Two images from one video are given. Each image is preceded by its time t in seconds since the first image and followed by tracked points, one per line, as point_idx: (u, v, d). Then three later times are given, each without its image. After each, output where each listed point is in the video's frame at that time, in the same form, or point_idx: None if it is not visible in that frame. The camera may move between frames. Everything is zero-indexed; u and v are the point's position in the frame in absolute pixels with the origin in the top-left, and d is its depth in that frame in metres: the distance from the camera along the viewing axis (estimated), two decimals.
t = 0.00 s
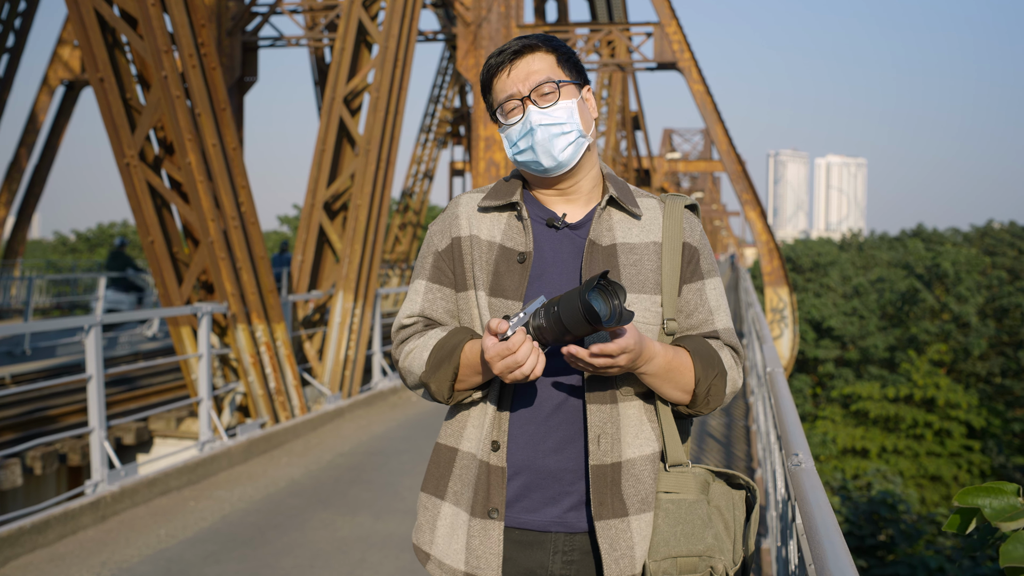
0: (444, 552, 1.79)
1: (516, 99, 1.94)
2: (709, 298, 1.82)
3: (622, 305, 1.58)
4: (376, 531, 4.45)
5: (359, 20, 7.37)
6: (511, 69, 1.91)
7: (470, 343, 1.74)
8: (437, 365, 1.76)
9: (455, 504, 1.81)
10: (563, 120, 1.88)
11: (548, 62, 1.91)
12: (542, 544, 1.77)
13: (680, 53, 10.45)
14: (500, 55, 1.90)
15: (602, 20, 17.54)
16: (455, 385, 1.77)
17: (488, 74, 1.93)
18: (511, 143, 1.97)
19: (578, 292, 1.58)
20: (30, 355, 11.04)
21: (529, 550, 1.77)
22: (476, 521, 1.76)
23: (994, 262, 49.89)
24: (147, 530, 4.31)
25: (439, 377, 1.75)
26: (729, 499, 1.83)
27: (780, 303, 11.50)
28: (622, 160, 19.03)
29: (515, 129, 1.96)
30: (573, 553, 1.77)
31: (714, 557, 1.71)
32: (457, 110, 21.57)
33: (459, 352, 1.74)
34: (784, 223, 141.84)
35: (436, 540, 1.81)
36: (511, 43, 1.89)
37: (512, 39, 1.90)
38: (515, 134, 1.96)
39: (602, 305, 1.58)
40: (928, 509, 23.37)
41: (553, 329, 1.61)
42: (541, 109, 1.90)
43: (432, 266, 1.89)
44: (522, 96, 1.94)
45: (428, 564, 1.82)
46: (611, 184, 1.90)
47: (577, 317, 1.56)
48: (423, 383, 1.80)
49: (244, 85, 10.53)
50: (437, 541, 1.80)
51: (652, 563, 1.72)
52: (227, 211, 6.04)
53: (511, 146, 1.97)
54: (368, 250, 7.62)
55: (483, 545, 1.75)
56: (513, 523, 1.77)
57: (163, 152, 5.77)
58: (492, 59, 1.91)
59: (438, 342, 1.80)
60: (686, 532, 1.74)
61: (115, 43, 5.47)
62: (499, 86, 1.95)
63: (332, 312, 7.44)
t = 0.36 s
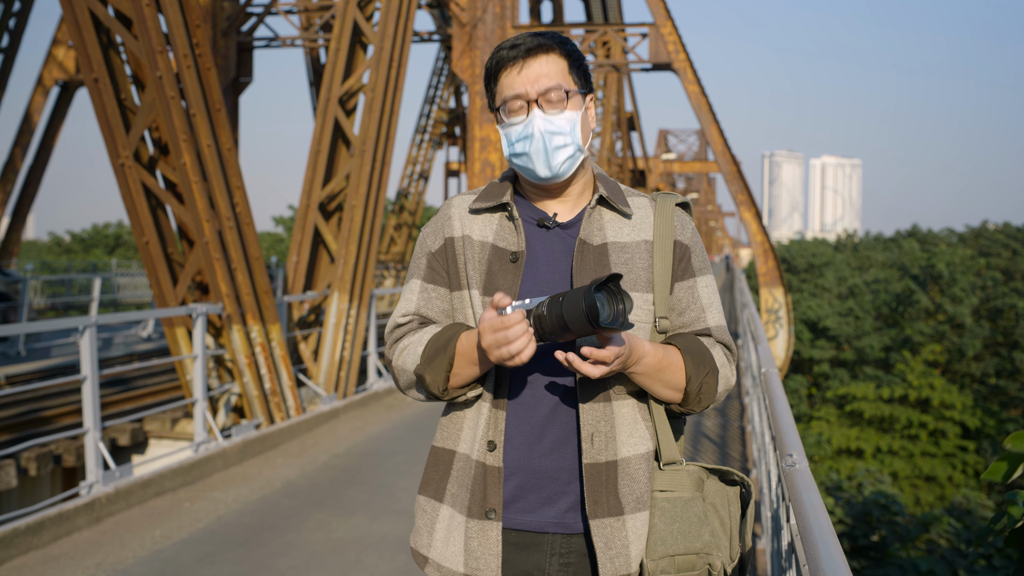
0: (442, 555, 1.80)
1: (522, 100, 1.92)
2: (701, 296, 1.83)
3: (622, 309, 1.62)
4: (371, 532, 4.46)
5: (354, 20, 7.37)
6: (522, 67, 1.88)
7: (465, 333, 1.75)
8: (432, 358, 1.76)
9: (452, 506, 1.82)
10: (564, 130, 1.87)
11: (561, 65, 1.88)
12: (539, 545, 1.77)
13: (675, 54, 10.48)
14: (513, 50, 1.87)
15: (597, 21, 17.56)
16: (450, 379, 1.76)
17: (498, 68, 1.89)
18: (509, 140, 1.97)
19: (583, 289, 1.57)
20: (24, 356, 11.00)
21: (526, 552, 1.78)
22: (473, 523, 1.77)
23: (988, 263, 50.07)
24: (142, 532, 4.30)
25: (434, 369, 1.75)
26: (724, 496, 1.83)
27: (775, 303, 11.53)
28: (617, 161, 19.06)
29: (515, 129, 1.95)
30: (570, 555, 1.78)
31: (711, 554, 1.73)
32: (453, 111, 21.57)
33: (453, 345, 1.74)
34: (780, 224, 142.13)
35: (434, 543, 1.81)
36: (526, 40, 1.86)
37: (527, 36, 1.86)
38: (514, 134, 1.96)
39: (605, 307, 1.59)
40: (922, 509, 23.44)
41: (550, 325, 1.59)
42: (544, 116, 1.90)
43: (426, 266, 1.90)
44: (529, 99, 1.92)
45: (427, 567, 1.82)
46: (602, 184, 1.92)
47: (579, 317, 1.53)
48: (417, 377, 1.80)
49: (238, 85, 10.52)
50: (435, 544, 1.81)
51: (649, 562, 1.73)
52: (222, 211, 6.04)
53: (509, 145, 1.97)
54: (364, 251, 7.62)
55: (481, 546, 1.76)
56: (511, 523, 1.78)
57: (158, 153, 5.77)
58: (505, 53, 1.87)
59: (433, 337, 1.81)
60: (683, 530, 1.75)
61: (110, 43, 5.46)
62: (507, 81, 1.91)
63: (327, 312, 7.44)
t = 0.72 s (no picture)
0: (444, 560, 1.80)
1: (526, 121, 1.85)
2: (697, 294, 1.82)
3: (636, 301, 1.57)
4: (368, 532, 4.46)
5: (353, 21, 7.37)
6: (523, 87, 1.79)
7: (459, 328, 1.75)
8: (426, 351, 1.77)
9: (453, 512, 1.82)
10: (570, 150, 1.85)
11: (562, 78, 1.81)
12: (539, 546, 1.78)
13: (673, 54, 10.48)
14: (514, 68, 1.77)
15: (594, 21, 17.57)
16: (445, 375, 1.77)
17: (498, 89, 1.79)
18: (507, 158, 1.89)
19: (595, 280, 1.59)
20: (21, 357, 10.99)
21: (526, 553, 1.79)
22: (475, 528, 1.77)
23: (986, 264, 50.15)
24: (139, 532, 4.30)
25: (430, 359, 1.75)
26: (724, 495, 1.82)
27: (773, 303, 11.54)
28: (615, 162, 19.06)
29: (516, 148, 1.86)
30: (569, 556, 1.79)
31: (709, 554, 1.73)
32: (451, 111, 21.56)
33: (448, 339, 1.75)
34: (778, 224, 142.25)
35: (436, 548, 1.82)
36: (525, 56, 1.76)
37: (524, 50, 1.76)
38: (515, 155, 1.87)
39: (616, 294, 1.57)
40: (919, 509, 23.49)
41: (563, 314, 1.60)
42: (550, 137, 1.84)
43: (422, 270, 1.90)
44: (532, 119, 1.85)
45: (429, 573, 1.83)
46: (596, 184, 1.91)
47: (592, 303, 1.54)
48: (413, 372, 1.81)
49: (237, 86, 10.51)
50: (438, 550, 1.82)
51: (647, 561, 1.74)
52: (220, 212, 6.04)
53: (507, 162, 1.89)
54: (362, 252, 7.60)
55: (483, 551, 1.76)
56: (511, 525, 1.79)
57: (156, 154, 5.77)
58: (504, 72, 1.77)
59: (429, 335, 1.81)
60: (682, 529, 1.75)
61: (107, 43, 5.46)
62: (506, 100, 1.82)
63: (325, 313, 7.43)
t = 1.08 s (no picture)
0: (447, 565, 1.80)
1: (526, 128, 1.84)
2: (695, 292, 1.82)
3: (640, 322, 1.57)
4: (368, 533, 4.46)
5: (353, 22, 7.37)
6: (527, 94, 1.79)
7: (457, 337, 1.75)
8: (425, 360, 1.77)
9: (455, 516, 1.82)
10: (568, 159, 1.85)
11: (565, 86, 1.80)
12: (542, 548, 1.78)
13: (674, 55, 10.49)
14: (517, 76, 1.76)
15: (595, 22, 17.57)
16: (445, 382, 1.77)
17: (501, 96, 1.78)
18: (504, 163, 1.87)
19: (607, 291, 1.57)
20: (22, 357, 11.00)
21: (529, 555, 1.79)
22: (477, 532, 1.77)
23: (987, 265, 50.11)
24: (139, 533, 4.30)
25: (429, 370, 1.76)
26: (725, 492, 1.83)
27: (773, 304, 11.53)
28: (615, 163, 19.07)
29: (515, 154, 1.86)
30: (573, 556, 1.79)
31: (713, 552, 1.74)
32: (451, 112, 21.57)
33: (447, 348, 1.75)
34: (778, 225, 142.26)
35: (438, 553, 1.82)
36: (530, 63, 1.75)
37: (528, 57, 1.75)
38: (513, 161, 1.86)
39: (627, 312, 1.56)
40: (920, 510, 23.49)
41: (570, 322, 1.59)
42: (549, 145, 1.84)
43: (418, 276, 1.91)
44: (533, 127, 1.84)
45: None
46: (591, 184, 1.91)
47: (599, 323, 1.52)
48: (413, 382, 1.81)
49: (237, 86, 10.52)
50: (440, 555, 1.82)
51: (652, 561, 1.73)
52: (221, 212, 6.04)
53: (503, 167, 1.88)
54: (362, 252, 7.60)
55: (486, 555, 1.76)
56: (514, 528, 1.79)
57: (156, 154, 5.77)
58: (507, 78, 1.76)
59: (427, 343, 1.82)
60: (684, 528, 1.75)
61: (108, 45, 5.46)
62: (508, 106, 1.81)
63: (325, 313, 7.43)
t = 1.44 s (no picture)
0: (446, 565, 1.80)
1: (545, 137, 1.82)
2: (695, 296, 1.82)
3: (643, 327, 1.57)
4: (369, 534, 4.45)
5: (354, 23, 7.37)
6: (552, 102, 1.77)
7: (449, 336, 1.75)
8: (418, 359, 1.77)
9: (454, 516, 1.82)
10: (582, 173, 1.85)
11: (590, 99, 1.79)
12: (542, 548, 1.78)
13: (675, 56, 10.48)
14: (545, 83, 1.75)
15: (596, 23, 17.57)
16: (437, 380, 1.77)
17: (525, 100, 1.77)
18: (517, 165, 1.84)
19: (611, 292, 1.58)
20: (23, 358, 11.01)
21: (529, 555, 1.78)
22: (474, 533, 1.76)
23: (988, 265, 50.08)
24: (141, 533, 4.30)
25: (422, 367, 1.76)
26: (725, 494, 1.83)
27: (774, 305, 11.53)
28: (617, 164, 19.08)
29: (529, 160, 1.82)
30: (572, 557, 1.79)
31: (714, 554, 1.74)
32: (452, 113, 21.57)
33: (438, 347, 1.75)
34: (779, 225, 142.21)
35: (438, 554, 1.82)
36: (559, 72, 1.74)
37: (558, 65, 1.74)
38: (526, 166, 1.83)
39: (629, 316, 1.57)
40: (921, 511, 23.47)
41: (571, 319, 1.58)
42: (565, 156, 1.82)
43: (417, 276, 1.91)
44: (552, 136, 1.82)
45: None
46: (593, 188, 1.91)
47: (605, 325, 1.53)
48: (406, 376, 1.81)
49: (238, 87, 10.52)
50: (440, 556, 1.82)
51: (652, 562, 1.74)
52: (222, 213, 6.03)
53: (514, 169, 1.85)
54: (363, 253, 7.60)
55: (483, 556, 1.74)
56: (513, 529, 1.78)
57: (158, 155, 5.77)
58: (534, 83, 1.75)
59: (422, 341, 1.81)
60: (685, 530, 1.76)
61: (109, 45, 5.46)
62: (531, 112, 1.80)
63: (326, 314, 7.43)
